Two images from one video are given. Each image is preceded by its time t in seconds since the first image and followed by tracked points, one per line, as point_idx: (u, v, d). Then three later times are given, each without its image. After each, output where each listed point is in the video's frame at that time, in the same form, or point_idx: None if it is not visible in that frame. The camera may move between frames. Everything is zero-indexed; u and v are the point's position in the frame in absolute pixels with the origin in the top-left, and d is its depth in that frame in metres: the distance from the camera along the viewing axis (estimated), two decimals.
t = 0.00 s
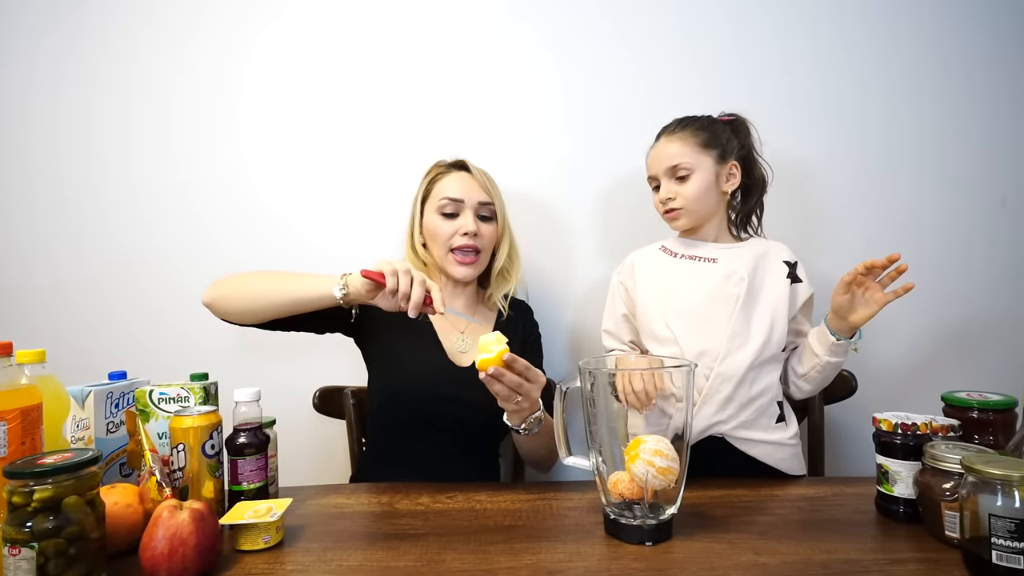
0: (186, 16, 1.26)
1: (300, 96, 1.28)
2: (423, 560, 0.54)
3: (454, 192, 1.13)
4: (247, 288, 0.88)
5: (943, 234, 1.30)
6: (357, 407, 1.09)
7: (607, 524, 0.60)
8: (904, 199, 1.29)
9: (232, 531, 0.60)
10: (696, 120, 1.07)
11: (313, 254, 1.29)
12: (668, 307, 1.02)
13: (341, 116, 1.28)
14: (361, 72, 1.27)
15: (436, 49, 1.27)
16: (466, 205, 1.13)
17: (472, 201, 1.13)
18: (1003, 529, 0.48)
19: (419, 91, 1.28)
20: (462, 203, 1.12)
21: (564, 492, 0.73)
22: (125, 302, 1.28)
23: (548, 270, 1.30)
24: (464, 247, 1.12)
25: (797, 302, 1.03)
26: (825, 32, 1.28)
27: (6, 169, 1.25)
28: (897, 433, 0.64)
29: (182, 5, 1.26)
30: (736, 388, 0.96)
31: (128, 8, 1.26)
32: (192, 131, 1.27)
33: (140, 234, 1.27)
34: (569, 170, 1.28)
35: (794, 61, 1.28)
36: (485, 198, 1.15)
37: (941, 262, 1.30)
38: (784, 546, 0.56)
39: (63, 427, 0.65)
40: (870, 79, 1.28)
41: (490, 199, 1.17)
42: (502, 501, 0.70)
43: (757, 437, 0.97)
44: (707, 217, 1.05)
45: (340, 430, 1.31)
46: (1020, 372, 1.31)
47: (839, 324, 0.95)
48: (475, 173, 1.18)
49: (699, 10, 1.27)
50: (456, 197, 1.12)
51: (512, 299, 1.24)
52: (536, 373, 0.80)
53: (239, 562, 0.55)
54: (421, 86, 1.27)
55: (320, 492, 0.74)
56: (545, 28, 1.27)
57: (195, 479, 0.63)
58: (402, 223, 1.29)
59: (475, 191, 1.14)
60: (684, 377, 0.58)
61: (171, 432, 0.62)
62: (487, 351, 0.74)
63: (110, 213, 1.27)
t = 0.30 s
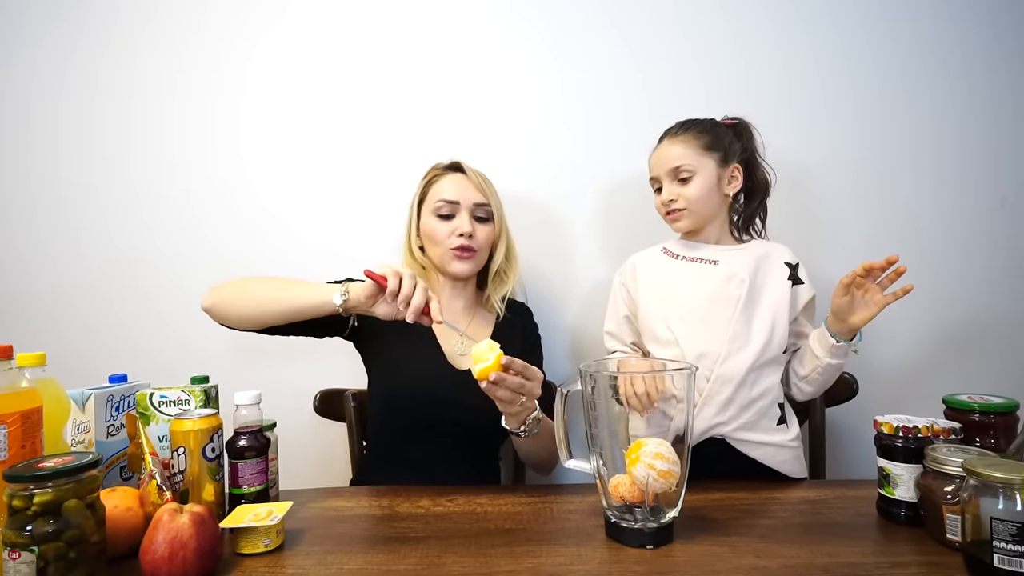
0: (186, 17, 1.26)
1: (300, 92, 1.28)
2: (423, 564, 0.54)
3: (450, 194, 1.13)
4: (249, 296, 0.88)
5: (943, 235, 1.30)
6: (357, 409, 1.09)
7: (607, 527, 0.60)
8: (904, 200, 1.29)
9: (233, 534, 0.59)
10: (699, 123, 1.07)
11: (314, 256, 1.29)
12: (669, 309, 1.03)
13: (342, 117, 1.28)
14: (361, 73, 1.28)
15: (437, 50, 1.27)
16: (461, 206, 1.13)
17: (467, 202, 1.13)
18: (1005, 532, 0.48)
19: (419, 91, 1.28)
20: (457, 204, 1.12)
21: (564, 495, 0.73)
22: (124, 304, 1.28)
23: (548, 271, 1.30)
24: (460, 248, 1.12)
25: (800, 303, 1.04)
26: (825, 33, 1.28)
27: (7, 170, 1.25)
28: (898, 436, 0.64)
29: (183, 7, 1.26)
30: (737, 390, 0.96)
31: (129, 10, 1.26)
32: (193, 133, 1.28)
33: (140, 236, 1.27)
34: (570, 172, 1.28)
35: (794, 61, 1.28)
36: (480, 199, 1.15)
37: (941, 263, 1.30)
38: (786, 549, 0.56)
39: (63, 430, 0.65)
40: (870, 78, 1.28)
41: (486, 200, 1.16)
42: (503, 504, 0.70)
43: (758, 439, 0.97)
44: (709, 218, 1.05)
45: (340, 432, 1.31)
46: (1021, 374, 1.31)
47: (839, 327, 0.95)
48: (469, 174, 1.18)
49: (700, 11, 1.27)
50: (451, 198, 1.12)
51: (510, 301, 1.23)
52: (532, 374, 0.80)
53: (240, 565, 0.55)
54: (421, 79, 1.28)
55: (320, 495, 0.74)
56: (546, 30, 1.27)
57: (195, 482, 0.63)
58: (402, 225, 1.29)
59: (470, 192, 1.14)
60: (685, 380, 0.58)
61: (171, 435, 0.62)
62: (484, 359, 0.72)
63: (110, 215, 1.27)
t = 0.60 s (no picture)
0: (187, 17, 1.26)
1: (300, 92, 1.28)
2: (424, 561, 0.54)
3: (448, 193, 1.13)
4: (252, 305, 0.88)
5: (943, 234, 1.30)
6: (357, 407, 1.09)
7: (607, 525, 0.60)
8: (904, 199, 1.29)
9: (233, 532, 0.59)
10: (700, 122, 1.07)
11: (314, 256, 1.29)
12: (669, 307, 1.03)
13: (342, 117, 1.28)
14: (361, 73, 1.28)
15: (437, 50, 1.27)
16: (459, 204, 1.13)
17: (465, 201, 1.13)
18: (1004, 529, 0.48)
19: (419, 91, 1.28)
20: (455, 203, 1.12)
21: (564, 493, 0.73)
22: (125, 304, 1.28)
23: (548, 271, 1.30)
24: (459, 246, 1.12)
25: (799, 301, 1.04)
26: (825, 33, 1.28)
27: (8, 171, 1.25)
28: (898, 434, 0.64)
29: (183, 7, 1.26)
30: (736, 387, 0.96)
31: (129, 10, 1.26)
32: (194, 132, 1.28)
33: (141, 236, 1.27)
34: (571, 173, 1.28)
35: (794, 62, 1.28)
36: (478, 197, 1.15)
37: (941, 263, 1.30)
38: (785, 546, 0.56)
39: (63, 428, 0.65)
40: (870, 78, 1.28)
41: (484, 198, 1.16)
42: (503, 502, 0.70)
43: (758, 436, 0.97)
44: (710, 217, 1.05)
45: (340, 431, 1.31)
46: (1021, 373, 1.31)
47: (839, 324, 0.95)
48: (466, 173, 1.18)
49: (700, 11, 1.27)
50: (449, 197, 1.12)
51: (510, 299, 1.23)
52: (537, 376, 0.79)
53: (240, 563, 0.55)
54: (421, 79, 1.28)
55: (321, 493, 0.74)
56: (546, 30, 1.27)
57: (195, 480, 0.63)
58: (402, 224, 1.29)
59: (468, 191, 1.14)
60: (685, 377, 0.58)
61: (172, 433, 0.62)
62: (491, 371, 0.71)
63: (111, 215, 1.27)
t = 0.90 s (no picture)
0: (186, 17, 1.26)
1: (299, 92, 1.28)
2: (424, 560, 0.54)
3: (450, 192, 1.13)
4: (260, 310, 0.88)
5: (943, 234, 1.30)
6: (357, 407, 1.09)
7: (607, 524, 0.60)
8: (904, 199, 1.29)
9: (233, 531, 0.59)
10: (701, 121, 1.07)
11: (314, 256, 1.29)
12: (670, 305, 1.03)
13: (341, 116, 1.28)
14: (360, 73, 1.27)
15: (437, 46, 1.27)
16: (462, 203, 1.13)
17: (467, 200, 1.13)
18: (1005, 527, 0.48)
19: (419, 92, 1.28)
20: (457, 202, 1.12)
21: (565, 492, 0.73)
22: (125, 303, 1.28)
23: (548, 271, 1.30)
24: (462, 244, 1.12)
25: (800, 299, 1.03)
26: (825, 33, 1.28)
27: (7, 172, 1.25)
28: (898, 432, 0.64)
29: (183, 7, 1.26)
30: (736, 385, 0.96)
31: (128, 9, 1.26)
32: (194, 132, 1.27)
33: (140, 236, 1.27)
34: (571, 173, 1.28)
35: (794, 62, 1.28)
36: (480, 196, 1.15)
37: (941, 262, 1.30)
38: (786, 545, 0.56)
39: (64, 427, 0.65)
40: (870, 77, 1.28)
41: (486, 197, 1.16)
42: (503, 501, 0.70)
43: (759, 434, 0.97)
44: (711, 217, 1.05)
45: (340, 430, 1.31)
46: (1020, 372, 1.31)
47: (840, 321, 0.95)
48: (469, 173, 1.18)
49: (700, 11, 1.27)
50: (451, 197, 1.12)
51: (510, 298, 1.24)
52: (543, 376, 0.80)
53: (240, 562, 0.55)
54: (421, 80, 1.27)
55: (321, 492, 0.74)
56: (546, 30, 1.27)
57: (195, 479, 0.63)
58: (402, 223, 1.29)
59: (470, 189, 1.14)
60: (686, 376, 0.58)
61: (172, 432, 0.62)
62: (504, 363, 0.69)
63: (111, 215, 1.27)
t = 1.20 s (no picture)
0: (187, 16, 1.26)
1: (300, 92, 1.28)
2: (425, 562, 0.54)
3: (468, 196, 1.14)
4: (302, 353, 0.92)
5: (943, 235, 1.30)
6: (358, 409, 1.06)
7: (609, 525, 0.60)
8: (904, 199, 1.29)
9: (234, 532, 0.59)
10: (711, 122, 1.07)
11: (316, 257, 1.29)
12: (673, 304, 1.02)
13: (342, 116, 1.28)
14: (361, 73, 1.27)
15: (438, 46, 1.27)
16: (480, 207, 1.13)
17: (485, 204, 1.14)
18: (1007, 529, 0.48)
19: (419, 92, 1.28)
20: (476, 206, 1.13)
21: (567, 494, 0.73)
22: (125, 304, 1.28)
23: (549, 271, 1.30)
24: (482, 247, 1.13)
25: (801, 303, 1.04)
26: (826, 33, 1.28)
27: (7, 172, 1.25)
28: (899, 434, 0.65)
29: (184, 7, 1.26)
30: (737, 386, 0.96)
31: (129, 10, 1.26)
32: (194, 132, 1.28)
33: (141, 236, 1.27)
34: (572, 175, 1.28)
35: (794, 62, 1.28)
36: (499, 201, 1.15)
37: (941, 262, 1.30)
38: (788, 546, 0.56)
39: (65, 429, 0.65)
40: (870, 77, 1.28)
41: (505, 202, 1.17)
42: (505, 502, 0.70)
43: (759, 432, 0.97)
44: (713, 215, 1.04)
45: (341, 431, 1.31)
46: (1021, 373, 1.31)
47: (841, 323, 0.95)
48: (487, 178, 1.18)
49: (700, 11, 1.27)
50: (470, 201, 1.13)
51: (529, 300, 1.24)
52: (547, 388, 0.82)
53: (242, 564, 0.55)
54: (421, 80, 1.28)
55: (322, 493, 0.74)
56: (546, 30, 1.27)
57: (197, 481, 0.63)
58: (402, 224, 1.29)
59: (489, 194, 1.15)
60: (688, 377, 0.58)
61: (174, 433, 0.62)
62: (510, 364, 0.74)
63: (111, 215, 1.27)
